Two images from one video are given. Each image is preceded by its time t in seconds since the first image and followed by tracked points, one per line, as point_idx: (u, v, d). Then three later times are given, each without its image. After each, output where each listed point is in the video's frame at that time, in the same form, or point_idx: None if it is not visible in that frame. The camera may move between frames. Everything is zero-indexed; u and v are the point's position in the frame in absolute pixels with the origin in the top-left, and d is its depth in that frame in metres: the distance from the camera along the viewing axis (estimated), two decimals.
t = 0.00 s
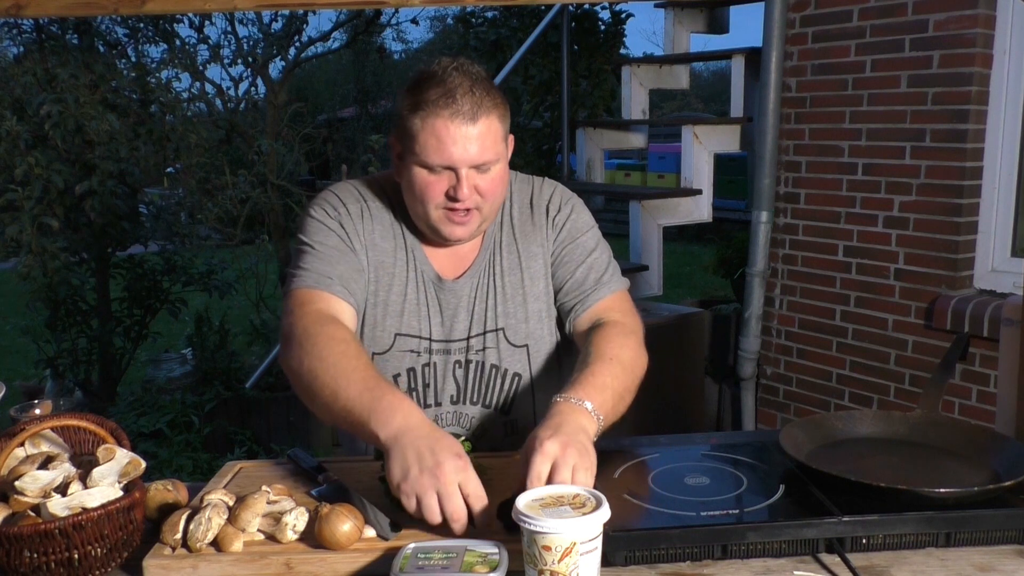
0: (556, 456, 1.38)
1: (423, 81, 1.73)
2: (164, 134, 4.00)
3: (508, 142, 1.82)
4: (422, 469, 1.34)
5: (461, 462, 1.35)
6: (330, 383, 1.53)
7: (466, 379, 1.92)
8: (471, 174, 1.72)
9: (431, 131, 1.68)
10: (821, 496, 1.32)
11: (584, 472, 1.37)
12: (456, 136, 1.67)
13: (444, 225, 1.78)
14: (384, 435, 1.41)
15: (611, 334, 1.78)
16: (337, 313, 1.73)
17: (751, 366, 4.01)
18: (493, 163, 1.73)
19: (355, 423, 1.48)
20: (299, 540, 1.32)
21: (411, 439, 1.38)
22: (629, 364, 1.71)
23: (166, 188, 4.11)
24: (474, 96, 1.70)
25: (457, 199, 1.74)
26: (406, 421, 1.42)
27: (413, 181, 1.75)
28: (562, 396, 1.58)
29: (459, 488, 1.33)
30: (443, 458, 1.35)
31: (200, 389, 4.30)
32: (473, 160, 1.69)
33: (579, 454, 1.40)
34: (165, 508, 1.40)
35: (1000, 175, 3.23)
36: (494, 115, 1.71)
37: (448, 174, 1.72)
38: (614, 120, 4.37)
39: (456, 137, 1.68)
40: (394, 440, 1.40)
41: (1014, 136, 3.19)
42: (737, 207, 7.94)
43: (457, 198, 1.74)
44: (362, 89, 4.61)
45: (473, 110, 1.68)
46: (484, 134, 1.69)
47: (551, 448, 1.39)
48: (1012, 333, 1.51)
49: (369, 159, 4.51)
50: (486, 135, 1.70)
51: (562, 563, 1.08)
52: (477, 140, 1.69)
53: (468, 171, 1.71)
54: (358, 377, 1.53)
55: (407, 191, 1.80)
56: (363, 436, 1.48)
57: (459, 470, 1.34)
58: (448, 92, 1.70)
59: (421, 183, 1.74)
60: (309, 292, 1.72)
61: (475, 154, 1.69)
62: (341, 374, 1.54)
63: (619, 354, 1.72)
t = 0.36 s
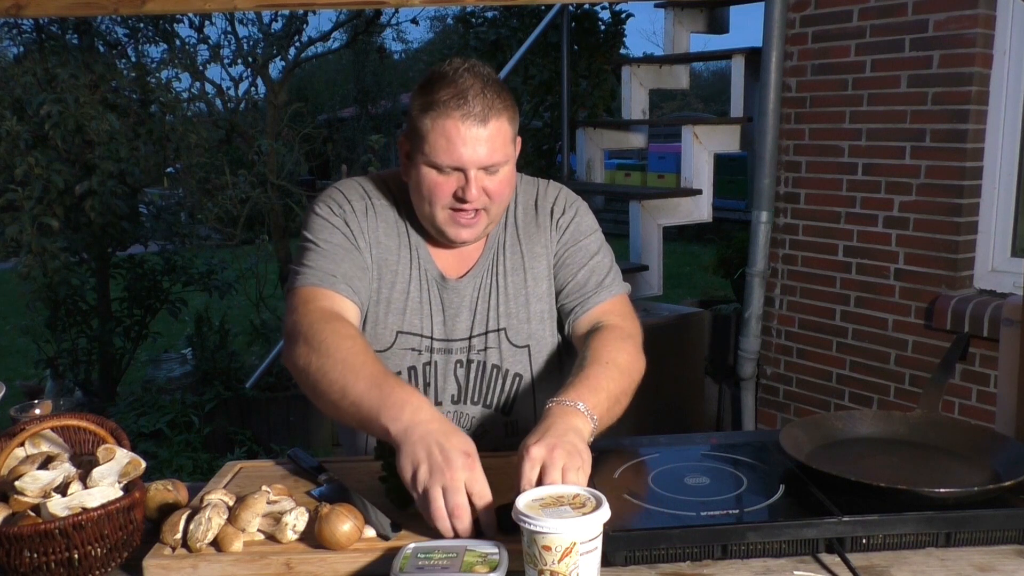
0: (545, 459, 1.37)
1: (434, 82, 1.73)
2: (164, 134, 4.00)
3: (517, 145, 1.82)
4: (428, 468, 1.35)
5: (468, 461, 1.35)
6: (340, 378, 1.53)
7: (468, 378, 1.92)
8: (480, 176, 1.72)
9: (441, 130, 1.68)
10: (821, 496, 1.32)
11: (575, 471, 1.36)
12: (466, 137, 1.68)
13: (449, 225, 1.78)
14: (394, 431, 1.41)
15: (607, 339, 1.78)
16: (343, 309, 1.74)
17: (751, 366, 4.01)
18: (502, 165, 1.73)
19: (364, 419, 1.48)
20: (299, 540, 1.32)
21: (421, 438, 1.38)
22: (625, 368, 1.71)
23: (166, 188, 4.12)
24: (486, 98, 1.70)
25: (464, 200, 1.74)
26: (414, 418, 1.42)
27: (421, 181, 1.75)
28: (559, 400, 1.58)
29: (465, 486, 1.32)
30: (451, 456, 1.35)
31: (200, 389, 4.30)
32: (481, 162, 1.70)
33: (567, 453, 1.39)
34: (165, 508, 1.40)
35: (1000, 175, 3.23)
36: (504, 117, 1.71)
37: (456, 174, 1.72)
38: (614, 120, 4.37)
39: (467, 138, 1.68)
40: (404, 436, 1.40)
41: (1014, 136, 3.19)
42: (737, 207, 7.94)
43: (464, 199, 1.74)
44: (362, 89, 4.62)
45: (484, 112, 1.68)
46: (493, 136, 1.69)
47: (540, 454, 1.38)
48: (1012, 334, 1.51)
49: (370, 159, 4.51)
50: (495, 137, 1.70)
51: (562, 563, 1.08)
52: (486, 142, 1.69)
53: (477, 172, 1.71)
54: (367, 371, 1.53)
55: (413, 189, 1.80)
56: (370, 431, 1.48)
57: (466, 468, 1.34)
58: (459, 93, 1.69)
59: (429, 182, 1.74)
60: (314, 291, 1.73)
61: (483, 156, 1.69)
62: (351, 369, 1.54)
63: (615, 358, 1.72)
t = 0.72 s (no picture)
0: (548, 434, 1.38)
1: (426, 77, 1.74)
2: (164, 134, 4.00)
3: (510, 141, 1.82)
4: (401, 460, 1.35)
5: (435, 445, 1.33)
6: (320, 377, 1.54)
7: (462, 371, 1.92)
8: (472, 169, 1.72)
9: (433, 124, 1.68)
10: (821, 496, 1.32)
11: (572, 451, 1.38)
12: (457, 130, 1.68)
13: (442, 218, 1.78)
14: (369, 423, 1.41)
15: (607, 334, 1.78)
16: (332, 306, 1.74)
17: (751, 366, 4.01)
18: (494, 159, 1.73)
19: (347, 414, 1.48)
20: (299, 540, 1.32)
21: (391, 428, 1.38)
22: (627, 361, 1.71)
23: (166, 188, 4.12)
24: (478, 92, 1.70)
25: (456, 193, 1.74)
26: (385, 409, 1.41)
27: (414, 174, 1.75)
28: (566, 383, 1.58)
29: (438, 470, 1.32)
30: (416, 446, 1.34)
31: (200, 389, 4.30)
32: (474, 155, 1.70)
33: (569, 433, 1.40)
34: (165, 508, 1.40)
35: (999, 175, 3.23)
36: (497, 112, 1.72)
37: (448, 167, 1.72)
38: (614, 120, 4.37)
39: (456, 131, 1.68)
40: (379, 427, 1.40)
41: (1014, 136, 3.19)
42: (737, 207, 7.95)
43: (457, 192, 1.74)
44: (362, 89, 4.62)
45: (477, 106, 1.68)
46: (486, 130, 1.70)
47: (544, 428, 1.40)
48: (1012, 334, 1.52)
49: (370, 160, 4.50)
50: (486, 131, 1.70)
51: (562, 563, 1.08)
52: (478, 135, 1.69)
53: (469, 165, 1.71)
54: (347, 365, 1.53)
55: (406, 184, 1.80)
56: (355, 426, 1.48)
57: (434, 455, 1.33)
58: (454, 87, 1.70)
59: (422, 175, 1.74)
60: (305, 288, 1.73)
61: (475, 149, 1.69)
62: (335, 363, 1.54)
63: (617, 351, 1.72)
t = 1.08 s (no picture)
0: (581, 356, 1.44)
1: (381, 81, 1.74)
2: (164, 134, 4.00)
3: (472, 136, 1.82)
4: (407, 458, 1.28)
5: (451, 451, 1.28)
6: (322, 375, 1.49)
7: (456, 364, 1.92)
8: (434, 167, 1.72)
9: (393, 126, 1.68)
10: (821, 496, 1.32)
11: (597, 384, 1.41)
12: (416, 129, 1.68)
13: (414, 218, 1.78)
14: (373, 425, 1.34)
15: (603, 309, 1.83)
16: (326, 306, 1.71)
17: (750, 366, 4.01)
18: (456, 155, 1.73)
19: (346, 414, 1.42)
20: (299, 540, 1.32)
21: (399, 429, 1.30)
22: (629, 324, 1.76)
23: (166, 188, 4.12)
24: (434, 89, 1.71)
25: (422, 191, 1.74)
26: (396, 410, 1.35)
27: (380, 177, 1.76)
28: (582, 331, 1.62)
29: (444, 480, 1.26)
30: (434, 446, 1.28)
31: (200, 389, 4.30)
32: (435, 152, 1.70)
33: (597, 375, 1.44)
34: (164, 508, 1.40)
35: (999, 175, 3.23)
36: (454, 107, 1.72)
37: (412, 167, 1.72)
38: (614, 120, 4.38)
39: (415, 129, 1.68)
40: (384, 430, 1.33)
41: (1014, 136, 3.19)
42: (737, 207, 7.95)
43: (422, 190, 1.74)
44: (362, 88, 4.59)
45: (433, 103, 1.68)
46: (445, 127, 1.69)
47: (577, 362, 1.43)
48: (1012, 334, 1.51)
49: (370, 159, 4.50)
50: (445, 128, 1.70)
51: (562, 563, 1.08)
52: (438, 131, 1.69)
53: (432, 162, 1.71)
54: (344, 367, 1.49)
55: (376, 187, 1.81)
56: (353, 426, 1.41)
57: (445, 460, 1.26)
58: (407, 87, 1.70)
59: (387, 177, 1.75)
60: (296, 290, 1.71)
61: (436, 146, 1.69)
62: (336, 366, 1.49)
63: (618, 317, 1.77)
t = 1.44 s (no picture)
0: (536, 451, 1.37)
1: (408, 84, 1.74)
2: (164, 134, 4.00)
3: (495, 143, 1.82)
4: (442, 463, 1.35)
5: (492, 458, 1.36)
6: (355, 378, 1.54)
7: (468, 368, 1.94)
8: (459, 172, 1.72)
9: (421, 129, 1.68)
10: (821, 496, 1.32)
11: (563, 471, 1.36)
12: (445, 133, 1.68)
13: (434, 223, 1.79)
14: (408, 436, 1.41)
15: (573, 325, 1.77)
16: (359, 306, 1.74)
17: (751, 366, 4.01)
18: (481, 161, 1.73)
19: (376, 422, 1.48)
20: (299, 540, 1.32)
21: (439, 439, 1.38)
22: (597, 357, 1.71)
23: (166, 188, 4.13)
24: (460, 94, 1.71)
25: (445, 197, 1.75)
26: (433, 426, 1.42)
27: (403, 180, 1.76)
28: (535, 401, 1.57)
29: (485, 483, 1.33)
30: (475, 452, 1.36)
31: (200, 389, 4.30)
32: (461, 157, 1.70)
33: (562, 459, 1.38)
34: (165, 508, 1.40)
35: (999, 175, 3.23)
36: (482, 113, 1.72)
37: (437, 171, 1.72)
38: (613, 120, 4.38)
39: (443, 134, 1.68)
40: (420, 439, 1.40)
41: (1014, 136, 3.19)
42: (738, 207, 7.95)
43: (445, 196, 1.74)
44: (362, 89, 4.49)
45: (462, 109, 1.68)
46: (471, 132, 1.70)
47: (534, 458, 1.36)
48: (1012, 334, 1.51)
49: (370, 159, 4.50)
50: (473, 134, 1.70)
51: (562, 563, 1.08)
52: (466, 136, 1.70)
53: (457, 167, 1.71)
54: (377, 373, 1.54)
55: (397, 190, 1.81)
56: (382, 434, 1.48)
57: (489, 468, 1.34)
58: (437, 91, 1.70)
59: (411, 180, 1.75)
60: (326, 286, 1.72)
61: (462, 152, 1.70)
62: (373, 369, 1.55)
63: (586, 347, 1.71)
